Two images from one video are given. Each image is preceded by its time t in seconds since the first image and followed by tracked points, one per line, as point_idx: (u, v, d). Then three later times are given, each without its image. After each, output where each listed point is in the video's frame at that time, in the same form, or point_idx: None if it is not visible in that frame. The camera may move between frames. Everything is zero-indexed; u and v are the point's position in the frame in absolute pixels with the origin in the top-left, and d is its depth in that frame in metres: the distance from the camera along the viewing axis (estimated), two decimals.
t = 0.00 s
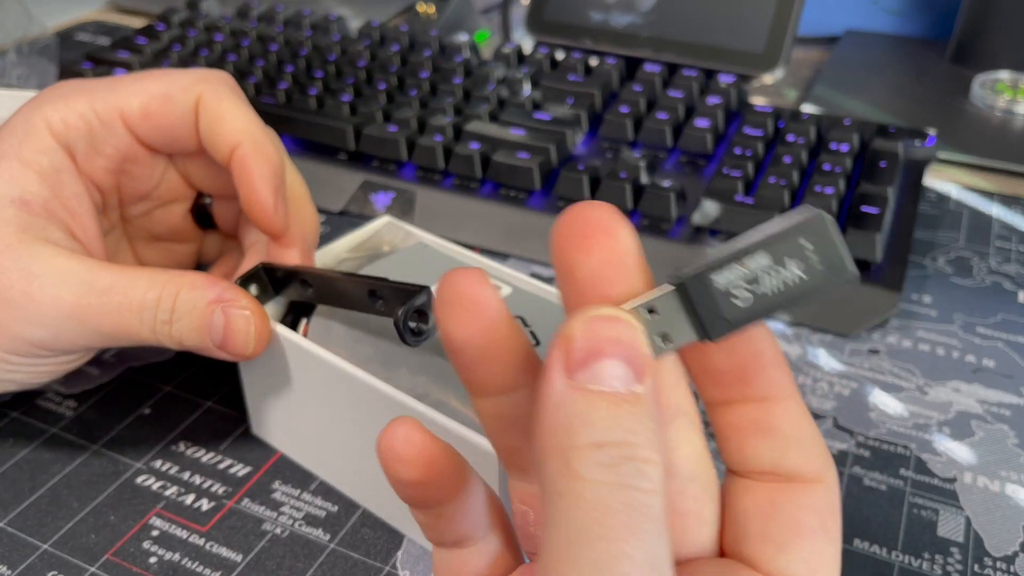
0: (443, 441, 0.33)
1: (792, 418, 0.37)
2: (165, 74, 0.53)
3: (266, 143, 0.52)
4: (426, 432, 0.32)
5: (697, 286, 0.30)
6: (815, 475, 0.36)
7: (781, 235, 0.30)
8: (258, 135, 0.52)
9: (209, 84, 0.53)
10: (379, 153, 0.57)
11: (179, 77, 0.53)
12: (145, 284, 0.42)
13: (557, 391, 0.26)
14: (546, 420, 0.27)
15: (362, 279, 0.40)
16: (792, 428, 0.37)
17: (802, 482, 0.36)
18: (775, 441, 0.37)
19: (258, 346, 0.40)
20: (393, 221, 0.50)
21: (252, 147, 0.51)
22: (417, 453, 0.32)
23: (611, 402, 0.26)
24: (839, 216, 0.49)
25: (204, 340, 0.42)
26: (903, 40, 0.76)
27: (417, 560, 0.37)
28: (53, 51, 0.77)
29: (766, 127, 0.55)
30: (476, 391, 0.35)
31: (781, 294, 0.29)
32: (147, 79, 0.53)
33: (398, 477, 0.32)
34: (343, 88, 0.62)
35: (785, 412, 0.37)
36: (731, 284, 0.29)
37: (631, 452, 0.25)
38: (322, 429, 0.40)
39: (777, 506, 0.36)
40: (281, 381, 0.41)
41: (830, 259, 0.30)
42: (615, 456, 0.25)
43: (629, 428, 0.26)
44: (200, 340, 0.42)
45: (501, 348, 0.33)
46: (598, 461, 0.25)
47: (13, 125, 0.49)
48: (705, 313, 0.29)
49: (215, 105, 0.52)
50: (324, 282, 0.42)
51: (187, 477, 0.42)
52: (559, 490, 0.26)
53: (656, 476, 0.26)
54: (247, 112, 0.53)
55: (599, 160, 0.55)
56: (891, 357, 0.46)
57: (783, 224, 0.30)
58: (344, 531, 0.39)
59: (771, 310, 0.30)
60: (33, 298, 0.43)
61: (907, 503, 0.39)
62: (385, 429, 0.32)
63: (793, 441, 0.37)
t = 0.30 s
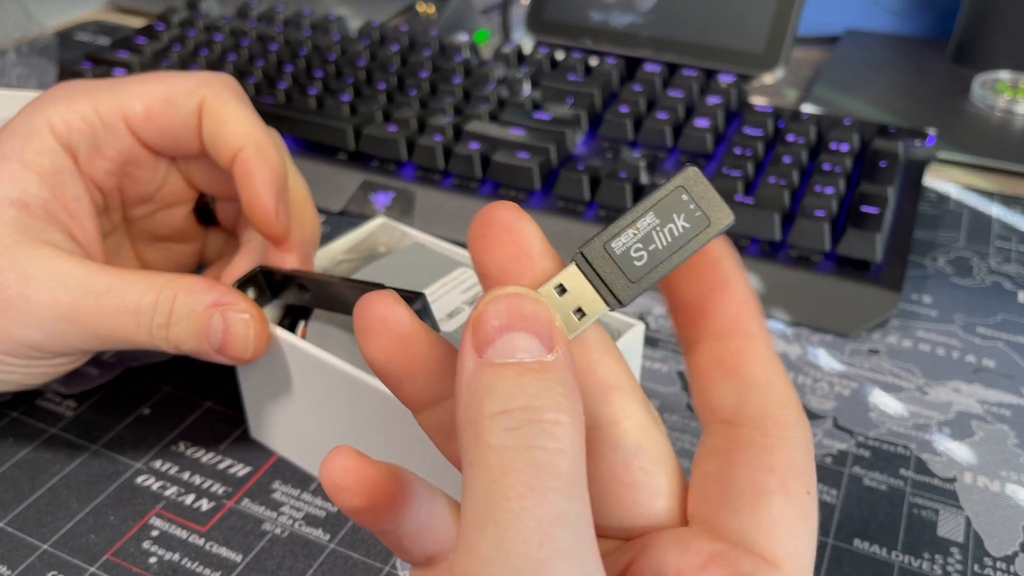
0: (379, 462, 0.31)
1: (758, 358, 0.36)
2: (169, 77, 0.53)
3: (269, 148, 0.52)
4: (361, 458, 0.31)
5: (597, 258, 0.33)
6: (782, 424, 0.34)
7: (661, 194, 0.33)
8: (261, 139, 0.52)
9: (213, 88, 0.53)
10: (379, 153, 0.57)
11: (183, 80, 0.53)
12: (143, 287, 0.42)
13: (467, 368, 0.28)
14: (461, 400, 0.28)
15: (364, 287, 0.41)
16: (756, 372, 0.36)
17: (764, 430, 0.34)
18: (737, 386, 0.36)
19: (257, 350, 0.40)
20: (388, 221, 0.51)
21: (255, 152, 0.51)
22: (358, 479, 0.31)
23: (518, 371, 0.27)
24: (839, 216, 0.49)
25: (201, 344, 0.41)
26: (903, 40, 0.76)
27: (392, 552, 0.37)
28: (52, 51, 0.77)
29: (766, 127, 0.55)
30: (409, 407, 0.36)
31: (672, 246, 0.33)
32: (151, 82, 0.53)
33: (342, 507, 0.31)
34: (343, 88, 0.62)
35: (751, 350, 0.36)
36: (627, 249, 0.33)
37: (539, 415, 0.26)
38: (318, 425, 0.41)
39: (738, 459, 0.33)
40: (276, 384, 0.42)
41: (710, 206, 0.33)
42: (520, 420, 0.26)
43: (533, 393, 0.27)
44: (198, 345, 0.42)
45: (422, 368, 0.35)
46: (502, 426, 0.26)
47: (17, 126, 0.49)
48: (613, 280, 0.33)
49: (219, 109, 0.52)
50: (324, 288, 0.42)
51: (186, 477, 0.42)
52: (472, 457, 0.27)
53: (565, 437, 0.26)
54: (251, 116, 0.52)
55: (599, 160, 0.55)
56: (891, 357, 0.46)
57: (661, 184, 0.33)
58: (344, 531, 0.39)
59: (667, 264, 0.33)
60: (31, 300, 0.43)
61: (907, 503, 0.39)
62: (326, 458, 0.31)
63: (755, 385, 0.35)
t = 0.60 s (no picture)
0: (376, 489, 0.31)
1: (793, 346, 0.32)
2: (174, 80, 0.53)
3: (272, 151, 0.52)
4: (355, 481, 0.31)
5: (611, 265, 0.34)
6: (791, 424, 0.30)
7: (676, 202, 0.34)
8: (264, 142, 0.51)
9: (217, 91, 0.53)
10: (378, 154, 0.57)
11: (188, 83, 0.53)
12: (144, 288, 0.42)
13: (479, 376, 0.28)
14: (472, 407, 0.29)
15: (366, 297, 0.41)
16: (784, 363, 0.32)
17: (774, 426, 0.30)
18: (756, 372, 0.32)
19: (258, 351, 0.40)
20: (388, 221, 0.50)
21: (257, 155, 0.51)
22: (352, 504, 0.31)
23: (531, 377, 0.27)
24: (838, 216, 0.49)
25: (202, 345, 0.41)
26: (904, 40, 0.76)
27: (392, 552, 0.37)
28: (52, 51, 0.77)
29: (766, 127, 0.55)
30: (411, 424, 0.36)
31: (687, 254, 0.33)
32: (156, 85, 0.53)
33: (340, 530, 0.31)
34: (343, 88, 0.62)
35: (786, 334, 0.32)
36: (641, 256, 0.34)
37: (552, 422, 0.26)
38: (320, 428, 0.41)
39: (738, 458, 0.30)
40: (277, 386, 0.42)
41: (726, 217, 0.33)
42: (533, 427, 0.26)
43: (547, 399, 0.27)
44: (198, 346, 0.42)
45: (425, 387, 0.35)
46: (515, 433, 0.26)
47: (19, 127, 0.49)
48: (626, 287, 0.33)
49: (222, 112, 0.52)
50: (326, 297, 0.42)
51: (187, 477, 0.42)
52: (484, 466, 0.27)
53: (577, 445, 0.26)
54: (254, 119, 0.52)
55: (599, 160, 0.55)
56: (891, 357, 0.46)
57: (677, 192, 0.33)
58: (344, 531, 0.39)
59: (681, 272, 0.33)
60: (31, 300, 0.43)
61: (907, 503, 0.39)
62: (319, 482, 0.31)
63: (776, 376, 0.31)
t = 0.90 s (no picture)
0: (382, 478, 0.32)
1: (806, 351, 0.32)
2: (174, 83, 0.53)
3: (272, 154, 0.52)
4: (363, 473, 0.32)
5: (612, 273, 0.33)
6: (802, 433, 0.30)
7: (678, 208, 0.33)
8: (264, 145, 0.51)
9: (217, 94, 0.52)
10: (378, 154, 0.57)
11: (188, 86, 0.53)
12: (143, 288, 0.42)
13: (470, 382, 0.28)
14: (462, 411, 0.29)
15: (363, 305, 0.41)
16: (794, 368, 0.31)
17: (779, 434, 0.30)
18: (765, 376, 0.32)
19: (257, 351, 0.40)
20: (389, 221, 0.50)
21: (257, 159, 0.51)
22: (359, 493, 0.31)
23: (520, 385, 0.27)
24: (838, 216, 0.49)
25: (202, 345, 0.41)
26: (904, 40, 0.76)
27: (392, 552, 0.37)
28: (52, 51, 0.77)
29: (766, 127, 0.55)
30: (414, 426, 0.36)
31: (689, 262, 0.33)
32: (156, 87, 0.52)
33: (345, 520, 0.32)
34: (343, 87, 0.62)
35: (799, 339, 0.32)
36: (642, 265, 0.33)
37: (538, 431, 0.26)
38: (320, 429, 0.40)
39: (744, 467, 0.30)
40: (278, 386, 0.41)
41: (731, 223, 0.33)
42: (519, 436, 0.26)
43: (535, 407, 0.27)
44: (198, 346, 0.42)
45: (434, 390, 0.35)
46: (501, 443, 0.26)
47: (20, 129, 0.49)
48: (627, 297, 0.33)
49: (222, 115, 0.52)
50: (324, 303, 0.42)
51: (186, 477, 0.42)
52: (471, 473, 0.27)
53: (564, 453, 0.26)
54: (254, 122, 0.52)
55: (599, 160, 0.55)
56: (891, 357, 0.46)
57: (679, 197, 0.33)
58: (344, 531, 0.39)
59: (683, 280, 0.33)
60: (30, 300, 0.43)
61: (907, 503, 0.39)
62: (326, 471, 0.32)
63: (785, 384, 0.31)
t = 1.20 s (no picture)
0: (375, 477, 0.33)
1: (789, 353, 0.31)
2: (173, 82, 0.53)
3: (272, 154, 0.52)
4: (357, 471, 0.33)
5: (593, 276, 0.33)
6: (802, 441, 0.29)
7: (661, 212, 0.33)
8: (263, 145, 0.51)
9: (216, 93, 0.52)
10: (378, 154, 0.57)
11: (188, 85, 0.53)
12: (143, 287, 0.42)
13: (450, 382, 0.28)
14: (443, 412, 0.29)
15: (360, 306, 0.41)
16: (780, 373, 0.31)
17: (770, 441, 0.30)
18: (752, 387, 0.31)
19: (255, 351, 0.40)
20: (390, 221, 0.50)
21: (256, 158, 0.51)
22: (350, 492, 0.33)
23: (497, 382, 0.27)
24: (838, 216, 0.49)
25: (201, 344, 0.41)
26: (904, 40, 0.76)
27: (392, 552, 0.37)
28: (52, 51, 0.77)
29: (766, 127, 0.55)
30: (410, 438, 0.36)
31: (671, 266, 0.33)
32: (155, 86, 0.52)
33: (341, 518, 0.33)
34: (343, 87, 0.62)
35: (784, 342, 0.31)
36: (624, 268, 0.33)
37: (512, 427, 0.26)
38: (318, 430, 0.41)
39: (740, 474, 0.30)
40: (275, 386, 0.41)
41: (711, 229, 0.33)
42: (493, 432, 0.26)
43: (511, 403, 0.27)
44: (197, 345, 0.42)
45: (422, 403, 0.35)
46: (476, 440, 0.26)
47: (18, 128, 0.49)
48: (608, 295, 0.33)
49: (222, 115, 0.52)
50: (323, 303, 0.42)
51: (186, 478, 0.42)
52: (446, 468, 0.27)
53: (539, 449, 0.26)
54: (253, 122, 0.52)
55: (599, 160, 0.55)
56: (891, 357, 0.46)
57: (662, 202, 0.33)
58: (344, 531, 0.39)
59: (663, 284, 0.33)
60: (29, 300, 0.43)
61: (907, 503, 0.39)
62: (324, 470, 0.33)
63: (774, 391, 0.31)
